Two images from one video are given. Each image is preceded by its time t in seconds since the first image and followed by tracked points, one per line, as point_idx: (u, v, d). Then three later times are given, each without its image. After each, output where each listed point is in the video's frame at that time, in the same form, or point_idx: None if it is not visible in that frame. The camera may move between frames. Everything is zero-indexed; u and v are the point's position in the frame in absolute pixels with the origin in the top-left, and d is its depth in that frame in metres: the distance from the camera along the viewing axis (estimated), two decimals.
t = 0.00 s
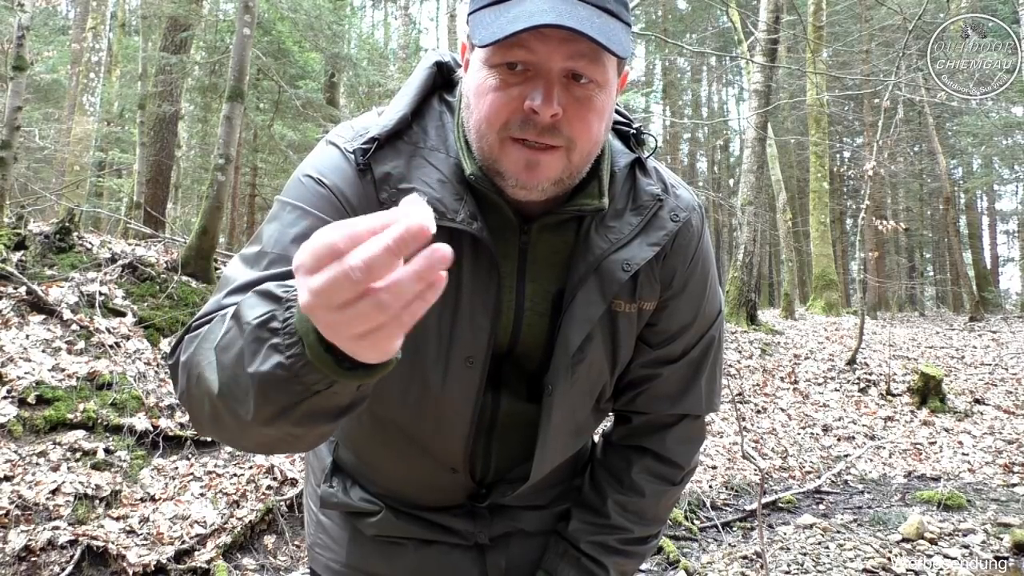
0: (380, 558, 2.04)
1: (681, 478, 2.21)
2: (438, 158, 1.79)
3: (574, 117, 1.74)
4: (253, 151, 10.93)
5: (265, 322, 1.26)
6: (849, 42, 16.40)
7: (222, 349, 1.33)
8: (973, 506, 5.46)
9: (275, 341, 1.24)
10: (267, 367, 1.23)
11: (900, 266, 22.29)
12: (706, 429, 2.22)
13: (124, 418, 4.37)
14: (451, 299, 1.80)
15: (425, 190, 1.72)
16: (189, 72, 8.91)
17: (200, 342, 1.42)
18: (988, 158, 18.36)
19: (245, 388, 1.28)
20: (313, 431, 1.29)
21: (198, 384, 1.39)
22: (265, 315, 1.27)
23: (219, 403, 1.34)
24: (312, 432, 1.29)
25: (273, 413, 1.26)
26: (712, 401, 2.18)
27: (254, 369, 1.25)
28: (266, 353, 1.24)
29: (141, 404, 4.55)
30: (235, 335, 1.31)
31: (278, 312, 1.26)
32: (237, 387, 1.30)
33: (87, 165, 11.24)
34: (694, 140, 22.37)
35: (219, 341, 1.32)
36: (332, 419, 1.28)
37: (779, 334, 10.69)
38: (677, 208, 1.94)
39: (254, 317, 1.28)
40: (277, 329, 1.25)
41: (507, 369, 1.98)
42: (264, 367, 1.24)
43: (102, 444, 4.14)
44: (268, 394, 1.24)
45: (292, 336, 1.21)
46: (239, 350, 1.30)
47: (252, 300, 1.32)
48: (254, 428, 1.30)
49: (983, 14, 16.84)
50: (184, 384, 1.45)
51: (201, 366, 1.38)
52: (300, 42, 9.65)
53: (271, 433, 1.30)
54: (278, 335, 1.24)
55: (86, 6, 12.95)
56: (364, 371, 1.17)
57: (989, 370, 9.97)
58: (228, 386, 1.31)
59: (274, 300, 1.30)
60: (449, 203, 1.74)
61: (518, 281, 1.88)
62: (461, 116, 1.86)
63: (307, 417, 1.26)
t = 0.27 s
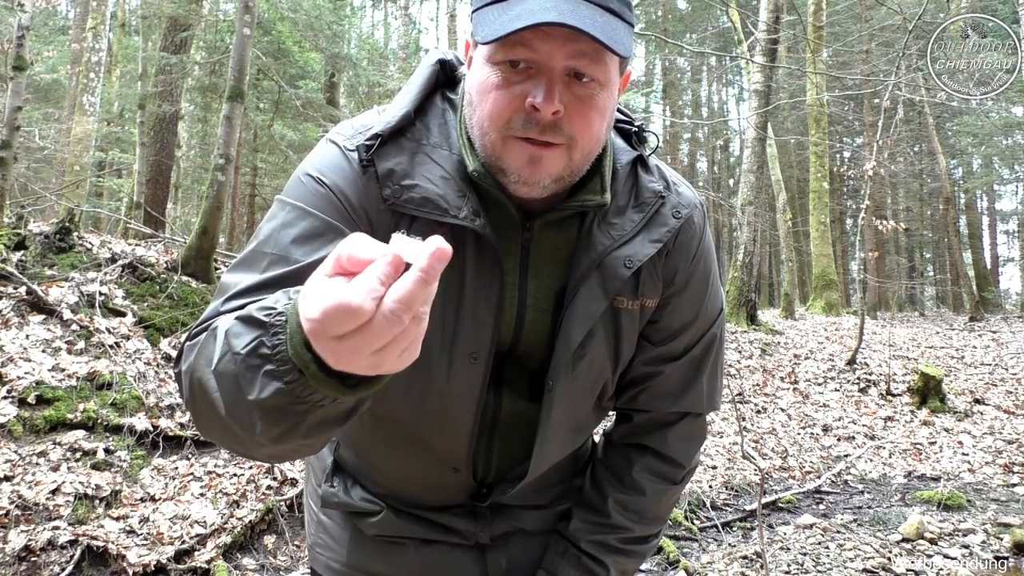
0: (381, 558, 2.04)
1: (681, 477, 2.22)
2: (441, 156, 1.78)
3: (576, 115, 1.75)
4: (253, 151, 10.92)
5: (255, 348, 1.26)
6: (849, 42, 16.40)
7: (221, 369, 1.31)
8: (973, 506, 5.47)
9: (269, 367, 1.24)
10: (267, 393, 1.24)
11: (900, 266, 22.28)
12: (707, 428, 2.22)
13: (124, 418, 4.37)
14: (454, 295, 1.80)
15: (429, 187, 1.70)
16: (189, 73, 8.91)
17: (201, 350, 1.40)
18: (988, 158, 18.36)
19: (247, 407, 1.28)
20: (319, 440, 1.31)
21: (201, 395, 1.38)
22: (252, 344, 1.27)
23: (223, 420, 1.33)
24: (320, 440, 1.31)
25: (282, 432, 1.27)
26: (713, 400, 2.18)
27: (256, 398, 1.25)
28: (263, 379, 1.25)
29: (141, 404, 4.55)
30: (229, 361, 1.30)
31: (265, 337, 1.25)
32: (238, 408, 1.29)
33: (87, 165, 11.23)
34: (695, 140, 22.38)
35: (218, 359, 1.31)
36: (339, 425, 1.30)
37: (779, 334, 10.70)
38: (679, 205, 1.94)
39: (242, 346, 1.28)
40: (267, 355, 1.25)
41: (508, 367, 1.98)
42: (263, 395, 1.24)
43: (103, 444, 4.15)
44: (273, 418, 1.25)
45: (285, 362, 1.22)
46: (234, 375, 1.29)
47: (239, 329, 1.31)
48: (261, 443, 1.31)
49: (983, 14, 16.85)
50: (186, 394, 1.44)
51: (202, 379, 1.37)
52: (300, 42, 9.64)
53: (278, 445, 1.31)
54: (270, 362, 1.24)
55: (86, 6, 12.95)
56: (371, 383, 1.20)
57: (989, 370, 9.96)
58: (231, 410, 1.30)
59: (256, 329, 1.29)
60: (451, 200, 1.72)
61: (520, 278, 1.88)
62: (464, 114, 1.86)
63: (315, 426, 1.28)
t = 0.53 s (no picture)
0: (382, 558, 2.04)
1: (682, 477, 2.22)
2: (442, 156, 1.78)
3: (576, 112, 1.75)
4: (253, 152, 10.93)
5: (255, 351, 1.26)
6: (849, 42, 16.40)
7: (222, 373, 1.31)
8: (973, 506, 5.46)
9: (267, 370, 1.24)
10: (267, 396, 1.24)
11: (900, 266, 22.28)
12: (707, 427, 2.22)
13: (124, 418, 4.37)
14: (456, 294, 1.80)
15: (430, 187, 1.70)
16: (189, 72, 8.91)
17: (202, 353, 1.40)
18: (988, 158, 18.36)
19: (247, 412, 1.28)
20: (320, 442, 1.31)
21: (203, 398, 1.38)
22: (253, 345, 1.26)
23: (224, 423, 1.34)
24: (321, 442, 1.32)
25: (283, 434, 1.27)
26: (713, 399, 2.18)
27: (255, 399, 1.25)
28: (263, 382, 1.25)
29: (141, 404, 4.55)
30: (230, 365, 1.30)
31: (265, 340, 1.25)
32: (238, 412, 1.29)
33: (87, 164, 11.23)
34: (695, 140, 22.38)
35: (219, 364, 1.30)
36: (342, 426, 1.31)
37: (779, 334, 10.70)
38: (680, 205, 1.94)
39: (242, 350, 1.27)
40: (267, 356, 1.25)
41: (509, 367, 1.98)
42: (263, 396, 1.24)
43: (102, 444, 4.14)
44: (272, 420, 1.26)
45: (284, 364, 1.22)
46: (233, 379, 1.29)
47: (239, 330, 1.30)
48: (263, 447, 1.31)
49: (983, 14, 16.84)
50: (187, 396, 1.44)
51: (203, 381, 1.37)
52: (300, 42, 9.64)
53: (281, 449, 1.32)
54: (270, 364, 1.24)
55: (86, 7, 12.96)
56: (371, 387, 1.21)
57: (989, 370, 9.96)
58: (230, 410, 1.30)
59: (256, 330, 1.28)
60: (453, 200, 1.72)
61: (521, 277, 1.87)
62: (464, 113, 1.86)
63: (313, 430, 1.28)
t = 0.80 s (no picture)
0: (382, 557, 2.04)
1: (683, 477, 2.22)
2: (443, 156, 1.78)
3: (578, 112, 1.75)
4: (253, 152, 10.92)
5: (268, 333, 1.26)
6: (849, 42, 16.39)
7: (228, 359, 1.32)
8: (973, 506, 5.46)
9: (278, 352, 1.24)
10: (272, 378, 1.24)
11: (900, 266, 22.30)
12: (708, 428, 2.23)
13: (124, 418, 4.37)
14: (457, 293, 1.80)
15: (431, 186, 1.70)
16: (189, 72, 8.91)
17: (205, 348, 1.41)
18: (988, 158, 18.37)
19: (250, 397, 1.28)
20: (320, 438, 1.30)
21: (204, 392, 1.39)
22: (267, 326, 1.26)
23: (225, 412, 1.34)
24: (320, 438, 1.31)
25: (283, 422, 1.27)
26: (715, 400, 2.18)
27: (260, 380, 1.25)
28: (270, 364, 1.24)
29: (141, 404, 4.55)
30: (240, 347, 1.30)
31: (280, 323, 1.25)
32: (242, 396, 1.30)
33: (87, 164, 11.22)
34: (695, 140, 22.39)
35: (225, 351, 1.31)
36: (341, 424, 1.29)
37: (779, 334, 10.70)
38: (682, 206, 1.94)
39: (256, 330, 1.27)
40: (280, 340, 1.24)
41: (510, 368, 1.98)
42: (268, 379, 1.24)
43: (103, 444, 4.14)
44: (274, 404, 1.25)
45: (296, 346, 1.21)
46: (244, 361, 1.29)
47: (254, 309, 1.31)
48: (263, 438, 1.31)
49: (983, 14, 16.84)
50: (189, 391, 1.45)
51: (206, 372, 1.37)
52: (299, 42, 9.63)
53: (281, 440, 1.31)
54: (282, 346, 1.24)
55: (86, 7, 12.96)
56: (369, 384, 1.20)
57: (989, 370, 9.96)
58: (233, 394, 1.31)
59: (275, 312, 1.28)
60: (454, 200, 1.72)
61: (522, 278, 1.87)
62: (466, 113, 1.86)
63: (313, 421, 1.26)
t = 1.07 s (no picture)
0: (382, 558, 2.04)
1: (683, 478, 2.22)
2: (443, 156, 1.79)
3: (580, 111, 1.74)
4: (253, 152, 10.92)
5: (278, 311, 1.27)
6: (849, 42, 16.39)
7: (234, 343, 1.33)
8: (973, 506, 5.46)
9: (287, 328, 1.25)
10: (280, 353, 1.24)
11: (900, 266, 22.30)
12: (709, 429, 2.23)
13: (124, 418, 4.37)
14: (457, 292, 1.80)
15: (432, 187, 1.72)
16: (189, 72, 8.90)
17: (208, 342, 1.43)
18: (988, 158, 18.36)
19: (256, 377, 1.28)
20: (323, 421, 1.29)
21: (209, 382, 1.39)
22: (278, 304, 1.27)
23: (229, 397, 1.34)
24: (325, 422, 1.30)
25: (288, 401, 1.26)
26: (716, 401, 2.18)
27: (268, 356, 1.26)
28: (280, 340, 1.25)
29: (141, 404, 4.55)
30: (250, 327, 1.31)
31: (291, 301, 1.26)
32: (248, 377, 1.30)
33: (87, 165, 11.21)
34: (695, 140, 22.38)
35: (231, 334, 1.33)
36: (346, 407, 1.29)
37: (779, 334, 10.70)
38: (683, 207, 1.94)
39: (266, 308, 1.29)
40: (289, 317, 1.25)
41: (510, 370, 1.98)
42: (277, 354, 1.24)
43: (102, 444, 4.15)
44: (279, 380, 1.25)
45: (306, 320, 1.22)
46: (253, 341, 1.30)
47: (265, 290, 1.33)
48: (266, 422, 1.30)
49: (983, 14, 16.84)
50: (192, 382, 1.46)
51: (211, 362, 1.39)
52: (299, 42, 9.62)
53: (285, 425, 1.30)
54: (292, 322, 1.24)
55: (86, 7, 12.95)
56: (379, 355, 1.18)
57: (989, 370, 9.96)
58: (238, 376, 1.32)
59: (286, 291, 1.30)
60: (454, 202, 1.72)
61: (523, 280, 1.88)
62: (466, 113, 1.86)
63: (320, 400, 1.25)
